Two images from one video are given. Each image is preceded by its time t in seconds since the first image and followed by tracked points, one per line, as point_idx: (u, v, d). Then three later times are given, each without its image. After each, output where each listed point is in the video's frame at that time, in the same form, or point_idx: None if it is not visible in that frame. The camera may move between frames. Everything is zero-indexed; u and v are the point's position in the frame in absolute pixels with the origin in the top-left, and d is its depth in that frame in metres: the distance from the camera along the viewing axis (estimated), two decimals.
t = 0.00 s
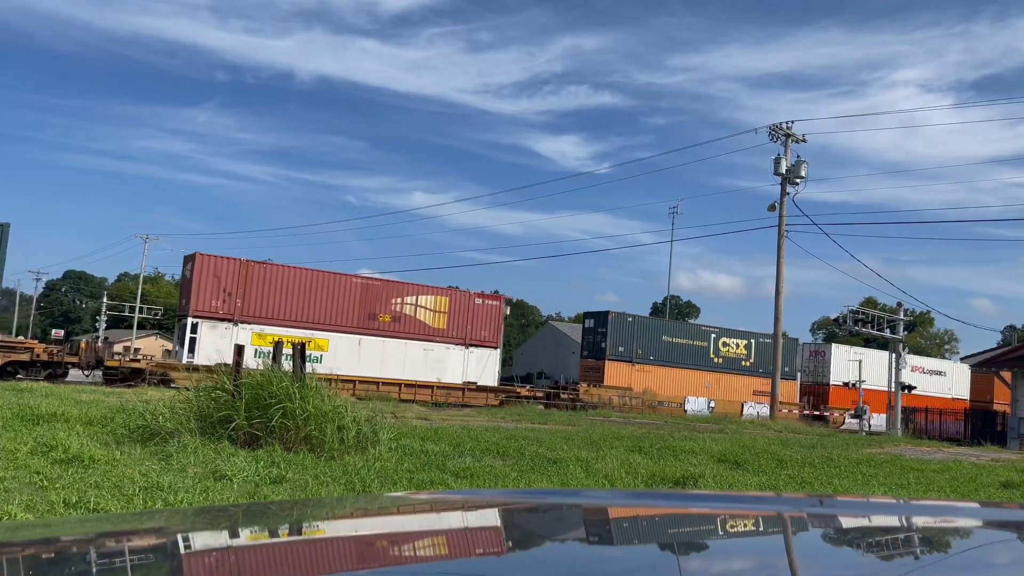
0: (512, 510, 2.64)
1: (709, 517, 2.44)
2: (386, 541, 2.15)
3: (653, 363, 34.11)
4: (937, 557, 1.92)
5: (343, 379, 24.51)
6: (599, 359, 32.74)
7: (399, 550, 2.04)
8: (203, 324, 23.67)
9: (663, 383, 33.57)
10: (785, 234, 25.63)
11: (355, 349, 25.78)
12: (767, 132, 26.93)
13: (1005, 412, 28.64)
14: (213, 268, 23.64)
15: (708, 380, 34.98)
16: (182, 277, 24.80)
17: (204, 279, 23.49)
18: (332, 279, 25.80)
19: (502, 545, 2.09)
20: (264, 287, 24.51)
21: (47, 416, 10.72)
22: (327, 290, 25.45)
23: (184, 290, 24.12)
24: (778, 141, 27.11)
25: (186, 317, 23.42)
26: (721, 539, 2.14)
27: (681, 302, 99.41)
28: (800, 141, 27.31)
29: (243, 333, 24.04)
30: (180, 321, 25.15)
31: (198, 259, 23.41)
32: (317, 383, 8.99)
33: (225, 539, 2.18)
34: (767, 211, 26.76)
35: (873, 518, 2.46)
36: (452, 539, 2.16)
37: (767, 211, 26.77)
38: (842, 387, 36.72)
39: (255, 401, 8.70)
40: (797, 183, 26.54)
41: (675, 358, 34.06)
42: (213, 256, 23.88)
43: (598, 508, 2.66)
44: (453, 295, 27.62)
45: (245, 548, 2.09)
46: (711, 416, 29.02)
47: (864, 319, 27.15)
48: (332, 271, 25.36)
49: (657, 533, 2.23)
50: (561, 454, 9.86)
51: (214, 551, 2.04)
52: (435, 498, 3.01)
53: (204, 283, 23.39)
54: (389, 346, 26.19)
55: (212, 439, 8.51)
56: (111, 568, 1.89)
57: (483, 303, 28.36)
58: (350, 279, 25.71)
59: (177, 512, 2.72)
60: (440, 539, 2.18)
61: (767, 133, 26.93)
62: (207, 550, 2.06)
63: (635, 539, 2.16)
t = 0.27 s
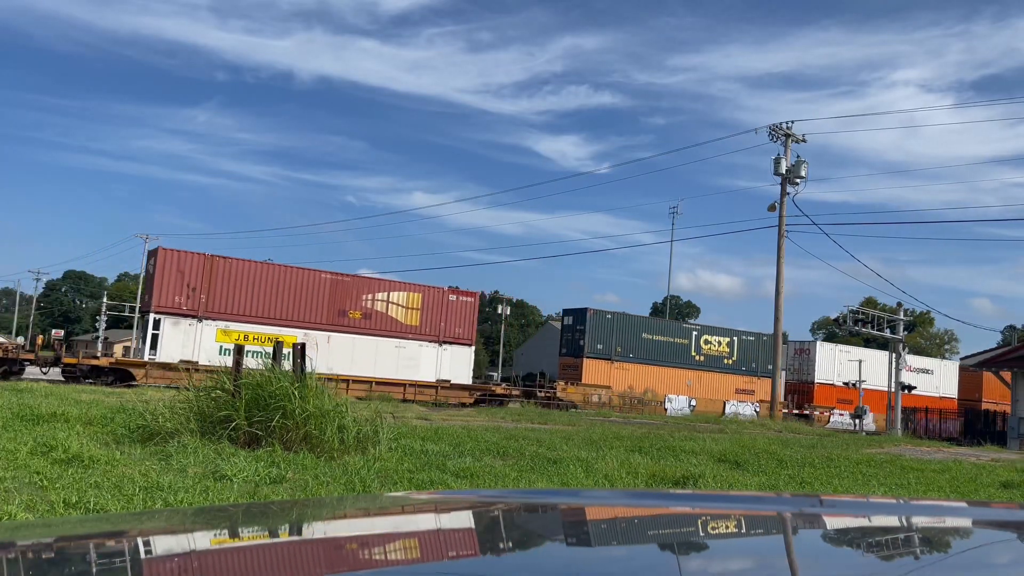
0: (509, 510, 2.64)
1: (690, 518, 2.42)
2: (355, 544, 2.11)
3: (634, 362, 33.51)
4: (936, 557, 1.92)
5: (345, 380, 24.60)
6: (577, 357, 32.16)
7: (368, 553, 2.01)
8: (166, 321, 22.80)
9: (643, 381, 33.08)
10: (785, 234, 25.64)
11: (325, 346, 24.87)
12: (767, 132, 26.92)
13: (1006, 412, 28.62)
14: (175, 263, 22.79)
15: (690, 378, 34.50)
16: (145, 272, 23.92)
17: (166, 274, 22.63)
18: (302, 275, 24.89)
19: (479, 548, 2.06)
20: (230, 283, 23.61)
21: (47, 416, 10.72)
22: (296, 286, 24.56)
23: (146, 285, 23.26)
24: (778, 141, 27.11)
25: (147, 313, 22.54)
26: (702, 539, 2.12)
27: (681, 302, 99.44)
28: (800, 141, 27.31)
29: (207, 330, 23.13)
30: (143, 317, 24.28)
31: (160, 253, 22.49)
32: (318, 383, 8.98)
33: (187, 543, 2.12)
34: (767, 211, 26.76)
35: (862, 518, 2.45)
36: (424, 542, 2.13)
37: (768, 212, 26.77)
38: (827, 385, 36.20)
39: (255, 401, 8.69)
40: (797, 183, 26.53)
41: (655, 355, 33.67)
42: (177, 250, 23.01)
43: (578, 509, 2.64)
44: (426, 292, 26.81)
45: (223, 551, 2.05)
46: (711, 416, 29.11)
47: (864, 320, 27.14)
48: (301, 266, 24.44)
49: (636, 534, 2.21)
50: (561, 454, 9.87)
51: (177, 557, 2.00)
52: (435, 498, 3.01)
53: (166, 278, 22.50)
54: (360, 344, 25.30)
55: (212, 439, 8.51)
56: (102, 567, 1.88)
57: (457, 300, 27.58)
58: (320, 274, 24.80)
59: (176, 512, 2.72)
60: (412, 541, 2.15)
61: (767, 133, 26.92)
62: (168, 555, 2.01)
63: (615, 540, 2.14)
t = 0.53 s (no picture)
0: (508, 509, 2.63)
1: (670, 519, 2.41)
2: (323, 547, 2.09)
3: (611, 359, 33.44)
4: (936, 557, 1.92)
5: (346, 380, 24.77)
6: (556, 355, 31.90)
7: (338, 556, 1.99)
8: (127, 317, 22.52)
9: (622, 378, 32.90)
10: (785, 234, 25.66)
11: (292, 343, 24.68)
12: (767, 132, 26.94)
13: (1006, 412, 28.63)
14: (137, 258, 22.50)
15: (670, 376, 34.39)
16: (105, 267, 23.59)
17: (128, 269, 22.34)
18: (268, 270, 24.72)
19: (454, 549, 2.04)
20: (193, 278, 23.38)
21: (47, 416, 10.73)
22: (262, 281, 24.39)
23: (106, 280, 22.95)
24: (778, 141, 27.14)
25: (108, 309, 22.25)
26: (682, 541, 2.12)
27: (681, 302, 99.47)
28: (800, 141, 27.34)
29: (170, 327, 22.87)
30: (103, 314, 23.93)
31: (120, 248, 22.25)
32: (318, 383, 8.98)
33: (148, 548, 2.07)
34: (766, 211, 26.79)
35: (850, 518, 2.44)
36: (394, 544, 2.11)
37: (767, 212, 26.79)
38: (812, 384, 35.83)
39: (256, 401, 8.69)
40: (797, 183, 26.55)
41: (633, 353, 33.63)
42: (138, 244, 22.73)
43: (555, 510, 2.62)
44: (398, 288, 26.59)
45: (203, 553, 2.04)
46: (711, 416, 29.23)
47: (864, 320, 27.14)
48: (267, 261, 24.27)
49: (616, 536, 2.20)
50: (561, 454, 9.87)
51: (136, 562, 1.95)
52: (436, 498, 3.01)
53: (127, 273, 22.23)
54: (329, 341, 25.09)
55: (212, 438, 8.50)
56: (92, 567, 1.88)
57: (429, 296, 27.31)
58: (287, 269, 24.64)
59: (177, 512, 2.72)
60: (383, 543, 2.13)
61: (766, 133, 26.95)
62: (128, 561, 1.95)
63: (593, 542, 2.13)
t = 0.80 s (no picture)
0: (509, 509, 2.64)
1: (649, 520, 2.40)
2: (291, 552, 2.06)
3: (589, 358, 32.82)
4: (936, 557, 1.92)
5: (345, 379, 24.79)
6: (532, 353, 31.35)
7: (305, 560, 1.97)
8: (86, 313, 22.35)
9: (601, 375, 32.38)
10: (785, 234, 25.68)
11: (256, 339, 24.57)
12: (767, 132, 26.96)
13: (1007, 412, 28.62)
14: (97, 252, 22.37)
15: (650, 374, 33.95)
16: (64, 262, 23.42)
17: (87, 264, 22.20)
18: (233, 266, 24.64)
19: (428, 552, 2.02)
20: (155, 274, 23.25)
21: (47, 416, 10.74)
22: (228, 277, 24.30)
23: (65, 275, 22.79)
24: (778, 141, 27.16)
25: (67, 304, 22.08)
26: (657, 543, 2.10)
27: (681, 302, 99.47)
28: (800, 141, 27.36)
29: (131, 323, 22.71)
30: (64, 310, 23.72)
31: (79, 242, 22.15)
32: (319, 382, 8.98)
33: (108, 554, 2.01)
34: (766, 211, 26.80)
35: (837, 517, 2.44)
36: (364, 547, 2.09)
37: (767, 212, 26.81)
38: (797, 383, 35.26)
39: (257, 401, 8.69)
40: (797, 183, 26.56)
41: (610, 350, 33.03)
42: (98, 239, 22.60)
43: (530, 511, 2.60)
44: (369, 284, 26.54)
45: (191, 555, 2.02)
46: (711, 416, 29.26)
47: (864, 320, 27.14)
48: (232, 256, 24.21)
49: (592, 538, 2.19)
50: (561, 454, 9.88)
51: (93, 567, 1.87)
52: (436, 498, 3.01)
53: (86, 268, 22.08)
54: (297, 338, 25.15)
55: (212, 438, 8.51)
56: (88, 566, 1.88)
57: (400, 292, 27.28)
58: (253, 265, 24.59)
59: (177, 512, 2.72)
60: (353, 547, 2.11)
61: (766, 133, 26.96)
62: (86, 566, 1.88)
63: (569, 543, 2.12)
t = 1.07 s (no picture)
0: (511, 510, 2.63)
1: (629, 522, 2.38)
2: (256, 556, 2.00)
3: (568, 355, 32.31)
4: (936, 558, 1.92)
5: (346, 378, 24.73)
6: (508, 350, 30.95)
7: (271, 565, 1.92)
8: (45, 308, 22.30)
9: (579, 373, 31.87)
10: (785, 234, 25.68)
11: (221, 335, 24.58)
12: (767, 132, 26.96)
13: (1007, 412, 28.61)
14: (56, 247, 22.30)
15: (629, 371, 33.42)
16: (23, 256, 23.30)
17: (45, 259, 22.14)
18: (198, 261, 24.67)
19: (412, 555, 2.00)
20: (117, 269, 23.20)
21: (47, 416, 10.74)
22: (193, 273, 24.31)
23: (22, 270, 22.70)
24: (778, 141, 27.17)
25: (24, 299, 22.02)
26: (636, 544, 2.08)
27: (680, 302, 99.47)
28: (800, 141, 27.36)
29: (91, 319, 22.69)
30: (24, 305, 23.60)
31: (36, 236, 22.06)
32: (319, 382, 8.97)
33: (63, 559, 1.94)
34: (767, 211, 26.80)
35: (825, 517, 2.43)
36: (333, 551, 2.04)
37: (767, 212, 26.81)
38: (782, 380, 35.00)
39: (258, 401, 8.69)
40: (797, 183, 26.57)
41: (587, 347, 32.54)
42: (57, 233, 22.53)
43: (506, 514, 2.57)
44: (339, 280, 26.67)
45: (190, 556, 2.00)
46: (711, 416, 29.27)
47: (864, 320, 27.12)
48: (197, 252, 24.20)
49: (570, 539, 2.16)
50: (561, 454, 9.88)
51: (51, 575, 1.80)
52: (436, 498, 3.00)
53: (44, 263, 22.00)
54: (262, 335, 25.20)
55: (212, 438, 8.52)
56: (88, 567, 1.88)
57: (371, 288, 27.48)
58: (219, 260, 24.61)
59: (176, 512, 2.72)
60: (320, 551, 2.06)
61: (767, 133, 26.97)
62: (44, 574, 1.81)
63: (546, 546, 2.09)
